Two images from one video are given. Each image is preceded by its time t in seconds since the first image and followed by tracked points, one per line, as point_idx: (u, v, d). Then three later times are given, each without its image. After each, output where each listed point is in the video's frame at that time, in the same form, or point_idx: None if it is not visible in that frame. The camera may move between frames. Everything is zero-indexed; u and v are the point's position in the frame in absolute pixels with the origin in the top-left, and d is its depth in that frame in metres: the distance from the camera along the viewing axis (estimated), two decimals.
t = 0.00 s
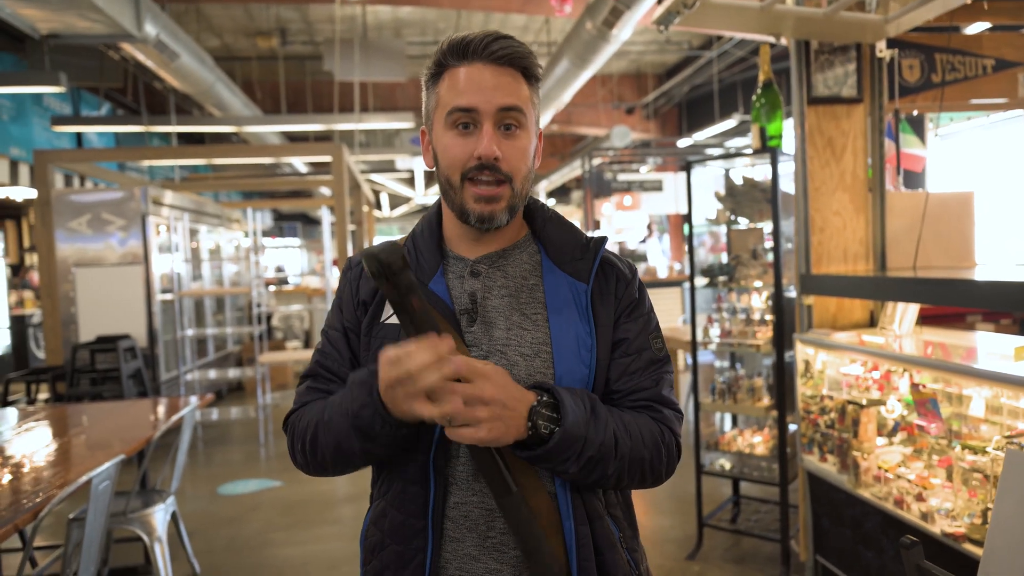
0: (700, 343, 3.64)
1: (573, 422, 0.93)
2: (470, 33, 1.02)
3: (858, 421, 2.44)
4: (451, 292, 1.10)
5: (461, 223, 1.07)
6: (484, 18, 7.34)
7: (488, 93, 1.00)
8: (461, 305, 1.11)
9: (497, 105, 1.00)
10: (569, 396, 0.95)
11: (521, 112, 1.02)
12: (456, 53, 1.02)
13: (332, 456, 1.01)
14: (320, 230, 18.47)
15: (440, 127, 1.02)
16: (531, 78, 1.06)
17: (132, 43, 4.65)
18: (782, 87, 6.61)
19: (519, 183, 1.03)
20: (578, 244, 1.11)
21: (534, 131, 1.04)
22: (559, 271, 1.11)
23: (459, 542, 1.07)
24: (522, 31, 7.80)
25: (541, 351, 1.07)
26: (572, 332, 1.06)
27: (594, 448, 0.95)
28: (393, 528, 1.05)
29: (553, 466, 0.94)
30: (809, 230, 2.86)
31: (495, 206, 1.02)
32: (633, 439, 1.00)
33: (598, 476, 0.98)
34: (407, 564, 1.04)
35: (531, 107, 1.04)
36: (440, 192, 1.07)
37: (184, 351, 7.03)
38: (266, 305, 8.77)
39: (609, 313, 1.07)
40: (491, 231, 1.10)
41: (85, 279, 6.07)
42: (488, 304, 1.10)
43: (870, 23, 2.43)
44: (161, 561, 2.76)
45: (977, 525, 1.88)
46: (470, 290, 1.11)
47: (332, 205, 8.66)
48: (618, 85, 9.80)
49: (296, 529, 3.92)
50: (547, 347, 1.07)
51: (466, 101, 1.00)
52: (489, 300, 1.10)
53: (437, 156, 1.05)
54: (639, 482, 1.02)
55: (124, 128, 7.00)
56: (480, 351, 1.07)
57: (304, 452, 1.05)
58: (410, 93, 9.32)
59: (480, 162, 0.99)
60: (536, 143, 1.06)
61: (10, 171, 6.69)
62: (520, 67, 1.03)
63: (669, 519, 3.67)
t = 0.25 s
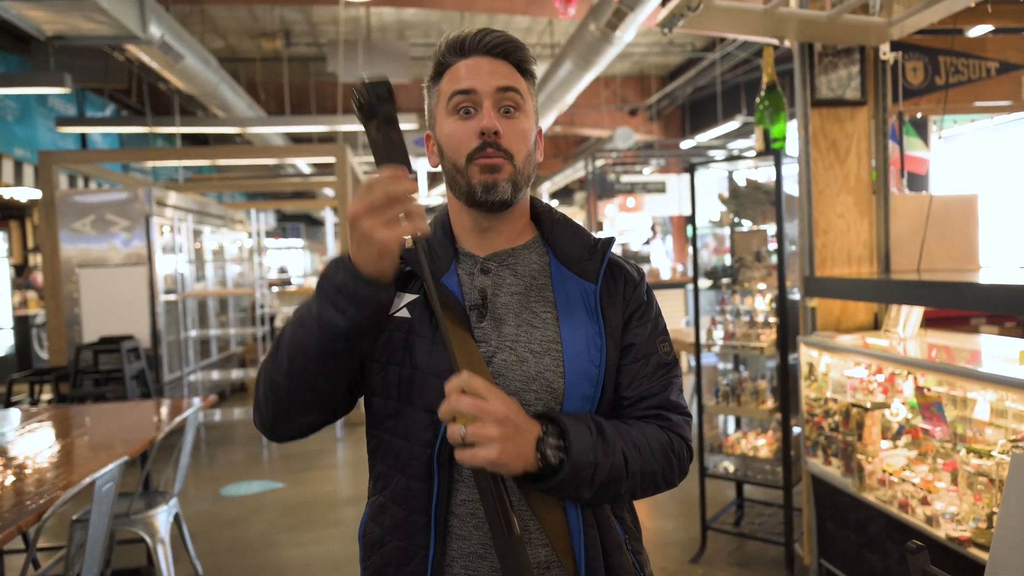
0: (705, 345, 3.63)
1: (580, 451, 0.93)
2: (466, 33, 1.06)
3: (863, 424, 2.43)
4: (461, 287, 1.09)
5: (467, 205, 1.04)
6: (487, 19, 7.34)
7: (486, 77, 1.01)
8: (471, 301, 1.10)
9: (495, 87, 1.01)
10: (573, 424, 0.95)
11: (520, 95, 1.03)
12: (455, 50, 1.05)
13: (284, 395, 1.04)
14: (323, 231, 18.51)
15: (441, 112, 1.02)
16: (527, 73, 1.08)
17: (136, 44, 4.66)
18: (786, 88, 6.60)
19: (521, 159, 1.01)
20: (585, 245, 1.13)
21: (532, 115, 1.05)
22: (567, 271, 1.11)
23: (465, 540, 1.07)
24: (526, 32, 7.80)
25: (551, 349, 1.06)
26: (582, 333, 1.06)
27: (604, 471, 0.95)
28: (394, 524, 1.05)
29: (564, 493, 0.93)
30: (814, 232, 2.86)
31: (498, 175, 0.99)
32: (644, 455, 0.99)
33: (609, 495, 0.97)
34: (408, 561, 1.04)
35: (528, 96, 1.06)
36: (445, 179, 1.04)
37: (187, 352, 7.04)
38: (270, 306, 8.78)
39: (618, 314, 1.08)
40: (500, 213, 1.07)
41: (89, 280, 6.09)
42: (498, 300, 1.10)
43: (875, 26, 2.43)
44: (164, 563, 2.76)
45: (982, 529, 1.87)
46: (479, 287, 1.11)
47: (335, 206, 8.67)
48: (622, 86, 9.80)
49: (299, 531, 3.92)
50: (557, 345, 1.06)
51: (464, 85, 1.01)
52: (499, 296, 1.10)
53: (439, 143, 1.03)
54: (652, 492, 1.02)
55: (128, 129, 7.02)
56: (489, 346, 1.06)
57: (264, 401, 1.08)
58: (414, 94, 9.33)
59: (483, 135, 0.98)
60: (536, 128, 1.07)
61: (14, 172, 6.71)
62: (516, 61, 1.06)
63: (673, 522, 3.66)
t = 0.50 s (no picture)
0: (708, 351, 3.63)
1: (591, 474, 0.94)
2: (480, 42, 1.06)
3: (868, 430, 2.43)
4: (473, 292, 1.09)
5: (479, 218, 1.06)
6: (489, 25, 7.37)
7: (499, 90, 1.02)
8: (483, 305, 1.10)
9: (508, 100, 1.01)
10: (583, 446, 0.96)
11: (532, 107, 1.03)
12: (467, 60, 1.05)
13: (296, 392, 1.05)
14: (324, 236, 18.53)
15: (453, 125, 1.03)
16: (541, 82, 1.09)
17: (139, 49, 4.67)
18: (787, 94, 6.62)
19: (533, 175, 1.03)
20: (599, 255, 1.13)
21: (545, 127, 1.05)
22: (580, 281, 1.11)
23: (474, 544, 1.06)
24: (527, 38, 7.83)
25: (562, 358, 1.06)
26: (594, 342, 1.06)
27: (615, 492, 0.96)
28: (397, 528, 1.06)
29: (575, 514, 0.95)
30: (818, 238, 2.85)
31: (510, 192, 1.01)
32: (653, 473, 1.01)
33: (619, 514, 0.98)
34: (411, 564, 1.04)
35: (542, 106, 1.06)
36: (457, 192, 1.06)
37: (188, 356, 7.04)
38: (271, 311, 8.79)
39: (630, 325, 1.08)
40: (511, 226, 1.08)
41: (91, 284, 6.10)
42: (509, 306, 1.10)
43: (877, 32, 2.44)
44: (166, 568, 2.76)
45: (988, 536, 1.87)
46: (491, 292, 1.11)
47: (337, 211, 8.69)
48: (623, 92, 9.83)
49: (300, 537, 3.92)
50: (568, 353, 1.07)
51: (477, 98, 1.01)
52: (510, 303, 1.10)
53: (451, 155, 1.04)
54: (659, 506, 1.03)
55: (130, 134, 7.04)
56: (499, 353, 1.07)
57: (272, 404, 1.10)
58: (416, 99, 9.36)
59: (495, 152, 0.99)
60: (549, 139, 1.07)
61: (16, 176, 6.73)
62: (529, 70, 1.07)
63: (675, 528, 3.66)
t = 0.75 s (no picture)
0: (710, 349, 3.66)
1: (608, 463, 0.97)
2: (498, 43, 1.06)
3: (869, 429, 2.45)
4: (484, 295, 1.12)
5: (491, 227, 1.10)
6: (488, 24, 7.37)
7: (516, 101, 1.03)
8: (494, 308, 1.13)
9: (525, 113, 1.04)
10: (600, 435, 0.99)
11: (549, 119, 1.05)
12: (484, 61, 1.06)
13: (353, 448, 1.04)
14: (322, 235, 18.51)
15: (469, 135, 1.06)
16: (559, 85, 1.10)
17: (138, 47, 4.67)
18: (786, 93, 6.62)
19: (547, 189, 1.06)
20: (614, 253, 1.14)
21: (562, 137, 1.08)
22: (594, 280, 1.13)
23: (490, 547, 1.09)
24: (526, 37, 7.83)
25: (575, 359, 1.09)
26: (607, 341, 1.08)
27: (630, 483, 0.99)
28: (422, 533, 1.07)
29: (592, 502, 0.98)
30: (820, 238, 2.87)
31: (523, 210, 1.05)
32: (668, 467, 1.03)
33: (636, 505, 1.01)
34: (438, 567, 1.06)
35: (559, 114, 1.08)
36: (471, 199, 1.10)
37: (188, 356, 7.04)
38: (271, 310, 8.80)
39: (644, 323, 1.10)
40: (522, 236, 1.12)
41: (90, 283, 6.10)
42: (521, 308, 1.13)
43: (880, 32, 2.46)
44: (168, 567, 2.76)
45: (989, 533, 1.88)
46: (503, 294, 1.14)
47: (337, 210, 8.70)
48: (623, 91, 9.84)
49: (302, 536, 3.93)
50: (581, 354, 1.09)
51: (494, 109, 1.04)
52: (522, 304, 1.13)
53: (466, 164, 1.08)
54: (674, 500, 1.05)
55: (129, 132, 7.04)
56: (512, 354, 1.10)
57: (321, 443, 1.07)
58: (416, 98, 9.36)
59: (509, 171, 1.03)
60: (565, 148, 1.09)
61: (13, 175, 6.72)
62: (547, 73, 1.07)
63: (675, 526, 3.67)
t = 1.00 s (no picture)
0: (703, 342, 3.68)
1: (604, 455, 0.98)
2: (495, 52, 1.03)
3: (861, 420, 2.46)
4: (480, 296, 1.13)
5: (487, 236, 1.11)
6: (479, 17, 7.34)
7: (513, 118, 1.02)
8: (492, 309, 1.13)
9: (522, 131, 1.02)
10: (595, 428, 1.00)
11: (547, 134, 1.04)
12: (479, 70, 1.03)
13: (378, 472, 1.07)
14: (312, 229, 18.43)
15: (465, 148, 1.05)
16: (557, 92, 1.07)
17: (125, 39, 4.61)
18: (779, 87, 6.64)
19: (543, 205, 1.07)
20: (611, 246, 1.15)
21: (560, 151, 1.07)
22: (591, 274, 1.14)
23: (496, 544, 1.09)
24: (518, 29, 7.81)
25: (574, 356, 1.09)
26: (606, 336, 1.09)
27: (628, 476, 0.99)
28: (432, 530, 1.08)
29: (591, 495, 0.99)
30: (813, 230, 2.88)
31: (518, 226, 1.06)
32: (667, 457, 1.03)
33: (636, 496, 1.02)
34: (446, 564, 1.07)
35: (557, 126, 1.06)
36: (467, 208, 1.11)
37: (179, 351, 7.00)
38: (262, 304, 8.76)
39: (642, 315, 1.10)
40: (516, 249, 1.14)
41: (78, 278, 6.04)
42: (518, 307, 1.13)
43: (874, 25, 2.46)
44: (162, 563, 2.75)
45: (981, 522, 1.91)
46: (501, 294, 1.14)
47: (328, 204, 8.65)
48: (614, 84, 9.84)
49: (296, 531, 3.92)
50: (580, 350, 1.09)
51: (491, 125, 1.02)
52: (519, 303, 1.13)
53: (462, 174, 1.08)
54: (675, 489, 1.06)
55: (116, 125, 6.96)
56: (511, 354, 1.10)
57: (347, 458, 1.10)
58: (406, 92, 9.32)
59: (505, 191, 1.03)
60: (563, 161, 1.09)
61: None
62: (547, 83, 1.05)
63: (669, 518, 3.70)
